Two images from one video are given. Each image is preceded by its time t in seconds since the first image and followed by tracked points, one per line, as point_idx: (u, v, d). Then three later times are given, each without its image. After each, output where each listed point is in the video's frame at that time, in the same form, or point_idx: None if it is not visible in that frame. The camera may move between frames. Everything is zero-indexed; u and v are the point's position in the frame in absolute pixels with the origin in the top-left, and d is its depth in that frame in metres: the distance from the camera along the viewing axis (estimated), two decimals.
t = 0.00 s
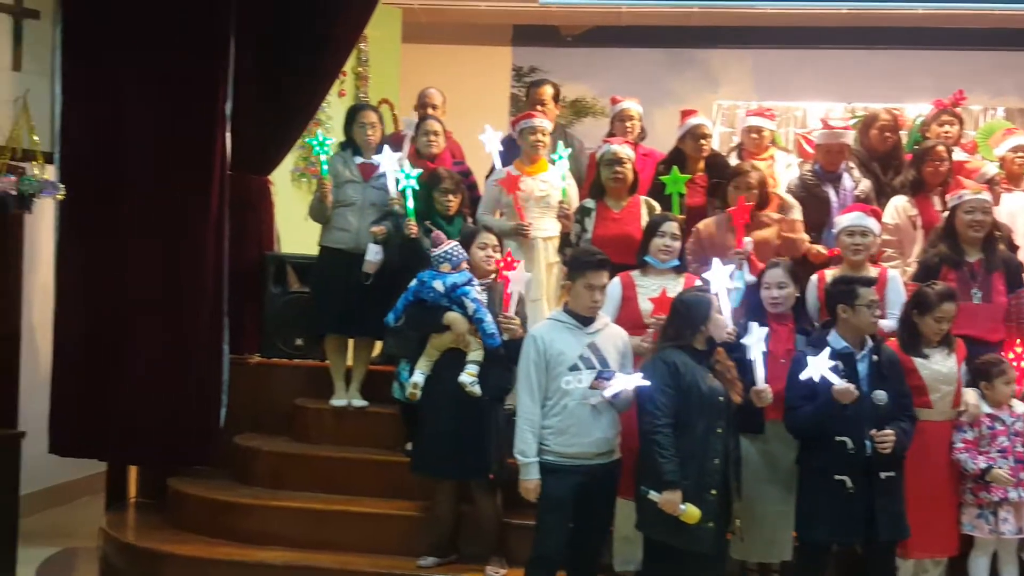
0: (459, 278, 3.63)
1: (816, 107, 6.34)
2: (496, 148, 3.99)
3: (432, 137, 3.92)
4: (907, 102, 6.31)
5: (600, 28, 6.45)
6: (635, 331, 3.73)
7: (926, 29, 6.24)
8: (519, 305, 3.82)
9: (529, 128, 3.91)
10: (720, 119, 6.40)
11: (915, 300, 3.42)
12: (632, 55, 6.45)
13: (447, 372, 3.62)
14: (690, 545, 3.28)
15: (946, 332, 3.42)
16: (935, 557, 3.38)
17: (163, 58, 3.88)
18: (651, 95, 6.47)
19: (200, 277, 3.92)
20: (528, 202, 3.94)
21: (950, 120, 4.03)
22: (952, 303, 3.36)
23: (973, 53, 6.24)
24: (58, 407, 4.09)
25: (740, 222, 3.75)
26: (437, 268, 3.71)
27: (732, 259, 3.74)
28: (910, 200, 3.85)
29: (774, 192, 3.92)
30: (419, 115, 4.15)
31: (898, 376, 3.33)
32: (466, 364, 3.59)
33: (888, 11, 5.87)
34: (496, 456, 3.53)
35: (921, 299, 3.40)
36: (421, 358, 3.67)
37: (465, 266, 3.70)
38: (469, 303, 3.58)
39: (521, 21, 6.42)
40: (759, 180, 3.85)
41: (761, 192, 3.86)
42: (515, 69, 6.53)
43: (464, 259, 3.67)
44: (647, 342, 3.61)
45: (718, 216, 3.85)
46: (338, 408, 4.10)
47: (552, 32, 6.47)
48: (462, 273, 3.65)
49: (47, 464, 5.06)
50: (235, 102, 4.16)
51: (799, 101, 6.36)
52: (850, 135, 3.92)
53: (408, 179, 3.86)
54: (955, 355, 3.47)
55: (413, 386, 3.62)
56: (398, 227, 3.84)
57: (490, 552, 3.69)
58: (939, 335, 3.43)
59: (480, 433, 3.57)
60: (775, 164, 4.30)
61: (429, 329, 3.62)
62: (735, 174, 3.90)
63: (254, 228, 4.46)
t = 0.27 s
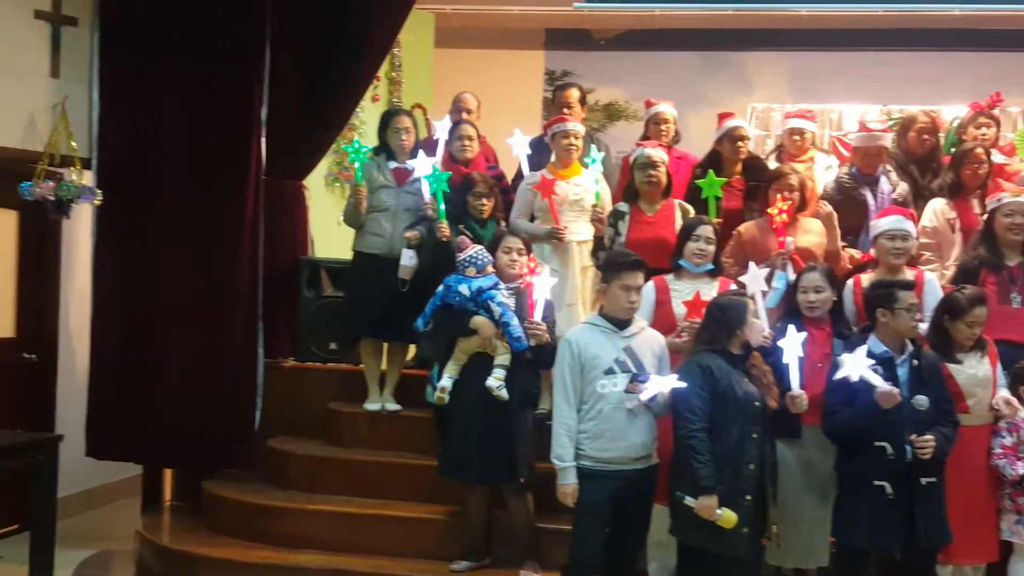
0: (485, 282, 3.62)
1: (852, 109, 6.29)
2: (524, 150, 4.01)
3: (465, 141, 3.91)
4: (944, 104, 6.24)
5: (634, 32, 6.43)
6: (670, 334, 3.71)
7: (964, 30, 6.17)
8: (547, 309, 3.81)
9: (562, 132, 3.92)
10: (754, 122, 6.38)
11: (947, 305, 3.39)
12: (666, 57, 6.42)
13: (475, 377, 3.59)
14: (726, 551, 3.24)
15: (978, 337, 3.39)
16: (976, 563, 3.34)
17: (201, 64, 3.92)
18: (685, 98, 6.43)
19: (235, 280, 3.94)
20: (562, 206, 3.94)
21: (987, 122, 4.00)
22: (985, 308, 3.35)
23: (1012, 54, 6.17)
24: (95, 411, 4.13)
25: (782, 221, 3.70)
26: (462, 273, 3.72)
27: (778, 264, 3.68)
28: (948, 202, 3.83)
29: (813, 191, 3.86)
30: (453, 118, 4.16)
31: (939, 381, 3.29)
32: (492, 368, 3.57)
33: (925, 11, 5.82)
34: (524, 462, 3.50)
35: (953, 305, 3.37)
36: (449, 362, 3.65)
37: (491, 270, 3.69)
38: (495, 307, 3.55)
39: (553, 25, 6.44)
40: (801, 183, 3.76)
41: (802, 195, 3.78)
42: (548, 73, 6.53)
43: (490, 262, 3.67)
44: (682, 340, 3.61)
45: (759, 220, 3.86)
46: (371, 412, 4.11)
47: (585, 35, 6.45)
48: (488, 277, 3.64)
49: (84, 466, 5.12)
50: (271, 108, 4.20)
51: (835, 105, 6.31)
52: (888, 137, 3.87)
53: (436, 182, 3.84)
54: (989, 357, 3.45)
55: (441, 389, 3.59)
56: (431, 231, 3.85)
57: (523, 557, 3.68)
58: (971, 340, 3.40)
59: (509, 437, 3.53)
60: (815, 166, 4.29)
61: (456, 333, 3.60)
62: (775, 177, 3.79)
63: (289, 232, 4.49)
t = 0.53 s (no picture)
0: (503, 286, 3.63)
1: (872, 111, 6.22)
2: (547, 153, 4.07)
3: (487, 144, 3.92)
4: (965, 105, 6.21)
5: (654, 35, 6.45)
6: (692, 338, 3.72)
7: (985, 31, 6.15)
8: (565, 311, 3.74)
9: (583, 135, 3.92)
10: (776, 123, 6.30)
11: (965, 307, 3.41)
12: (689, 59, 6.43)
13: (493, 380, 3.59)
14: (748, 554, 3.24)
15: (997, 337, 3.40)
16: (996, 564, 3.38)
17: (223, 69, 3.92)
18: (705, 100, 6.43)
19: (256, 284, 3.93)
20: (582, 209, 3.93)
21: (1008, 124, 4.00)
22: (1003, 310, 3.36)
23: None
24: (116, 416, 4.12)
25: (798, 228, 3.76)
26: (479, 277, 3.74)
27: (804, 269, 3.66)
28: (970, 204, 3.82)
29: (840, 191, 3.84)
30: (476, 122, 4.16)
31: (970, 383, 3.31)
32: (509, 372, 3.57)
33: (945, 13, 5.81)
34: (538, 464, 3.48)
35: (971, 306, 3.39)
36: (467, 366, 3.65)
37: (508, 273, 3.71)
38: (512, 311, 3.55)
39: (574, 28, 6.46)
40: (829, 184, 3.75)
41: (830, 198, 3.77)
42: (568, 75, 6.55)
43: (508, 266, 3.68)
44: (702, 351, 3.63)
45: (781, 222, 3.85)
46: (393, 415, 4.11)
47: (607, 38, 6.47)
48: (506, 281, 3.65)
49: (103, 471, 5.13)
50: (293, 112, 4.20)
51: (857, 106, 6.27)
52: (906, 141, 3.86)
53: (458, 187, 3.84)
54: (1006, 359, 3.45)
55: (458, 392, 3.60)
56: (451, 234, 3.89)
57: (545, 559, 3.67)
58: (989, 342, 3.41)
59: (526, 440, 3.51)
60: (842, 167, 4.29)
61: (474, 337, 3.61)
62: (803, 179, 3.76)
63: (309, 236, 4.49)
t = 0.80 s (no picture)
0: (500, 285, 3.60)
1: (865, 107, 6.30)
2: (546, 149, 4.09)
3: (483, 142, 3.90)
4: (955, 102, 6.26)
5: (648, 32, 6.47)
6: (686, 334, 3.74)
7: (975, 29, 6.20)
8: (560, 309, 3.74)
9: (579, 132, 3.93)
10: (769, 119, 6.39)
11: (958, 300, 3.46)
12: (690, 57, 6.46)
13: (492, 379, 3.57)
14: (741, 549, 3.25)
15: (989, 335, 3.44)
16: (986, 555, 3.42)
17: (216, 66, 3.88)
18: (698, 98, 6.47)
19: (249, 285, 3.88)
20: (575, 207, 3.94)
21: (999, 120, 4.04)
22: (995, 303, 3.39)
23: None
24: (107, 418, 4.06)
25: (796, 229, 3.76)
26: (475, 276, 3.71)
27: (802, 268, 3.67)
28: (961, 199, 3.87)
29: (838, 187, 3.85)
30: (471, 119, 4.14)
31: (969, 377, 3.34)
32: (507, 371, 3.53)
33: (936, 11, 5.86)
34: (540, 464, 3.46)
35: (963, 300, 3.43)
36: (465, 365, 3.63)
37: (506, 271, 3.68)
38: (508, 310, 3.52)
39: (568, 26, 6.46)
40: (829, 181, 3.76)
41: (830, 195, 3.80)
42: (564, 73, 6.53)
43: (506, 263, 3.65)
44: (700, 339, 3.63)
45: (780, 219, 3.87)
46: (389, 416, 4.07)
47: (602, 36, 6.48)
48: (502, 280, 3.62)
49: (92, 474, 5.06)
50: (287, 110, 4.17)
51: (850, 103, 6.33)
52: (897, 136, 3.90)
53: (456, 185, 3.82)
54: (997, 353, 3.48)
55: (457, 392, 3.57)
56: (447, 233, 3.87)
57: (542, 557, 3.68)
58: (983, 335, 3.44)
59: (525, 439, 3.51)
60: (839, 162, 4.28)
61: (472, 336, 3.61)
62: (803, 176, 3.79)
63: (302, 235, 4.45)
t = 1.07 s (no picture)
0: (465, 282, 3.61)
1: (822, 104, 6.37)
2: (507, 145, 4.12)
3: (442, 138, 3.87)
4: (909, 98, 6.35)
5: (608, 28, 6.46)
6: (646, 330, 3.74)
7: (929, 26, 6.28)
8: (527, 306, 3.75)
9: (538, 127, 3.91)
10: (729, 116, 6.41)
11: (919, 295, 3.46)
12: (646, 53, 6.47)
13: (458, 376, 3.59)
14: (701, 543, 3.28)
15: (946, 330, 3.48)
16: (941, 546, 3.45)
17: (168, 61, 3.82)
18: (658, 94, 6.50)
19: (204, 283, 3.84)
20: (534, 203, 3.93)
21: (953, 116, 4.09)
22: (955, 297, 3.43)
23: (983, 50, 6.28)
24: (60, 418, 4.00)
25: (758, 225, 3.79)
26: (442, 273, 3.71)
27: (758, 263, 3.72)
28: (916, 194, 3.90)
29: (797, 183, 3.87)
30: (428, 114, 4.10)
31: (926, 371, 3.36)
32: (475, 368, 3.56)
33: (894, 7, 5.92)
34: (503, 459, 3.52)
35: (924, 294, 3.45)
36: (432, 362, 3.65)
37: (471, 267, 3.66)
38: (476, 306, 3.55)
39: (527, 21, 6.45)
40: (788, 177, 3.79)
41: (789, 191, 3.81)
42: (523, 69, 6.51)
43: (472, 259, 3.64)
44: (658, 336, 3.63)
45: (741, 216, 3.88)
46: (348, 413, 4.06)
47: (562, 31, 6.47)
48: (468, 276, 3.62)
49: (47, 477, 4.97)
50: (242, 106, 4.12)
51: (806, 100, 6.40)
52: (855, 131, 3.92)
53: (416, 182, 3.82)
54: (955, 345, 3.50)
55: (424, 390, 3.60)
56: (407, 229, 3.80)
57: (504, 555, 3.68)
58: (943, 328, 3.48)
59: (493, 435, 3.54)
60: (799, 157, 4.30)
61: (438, 334, 3.62)
62: (763, 172, 3.81)
63: (259, 232, 4.40)
